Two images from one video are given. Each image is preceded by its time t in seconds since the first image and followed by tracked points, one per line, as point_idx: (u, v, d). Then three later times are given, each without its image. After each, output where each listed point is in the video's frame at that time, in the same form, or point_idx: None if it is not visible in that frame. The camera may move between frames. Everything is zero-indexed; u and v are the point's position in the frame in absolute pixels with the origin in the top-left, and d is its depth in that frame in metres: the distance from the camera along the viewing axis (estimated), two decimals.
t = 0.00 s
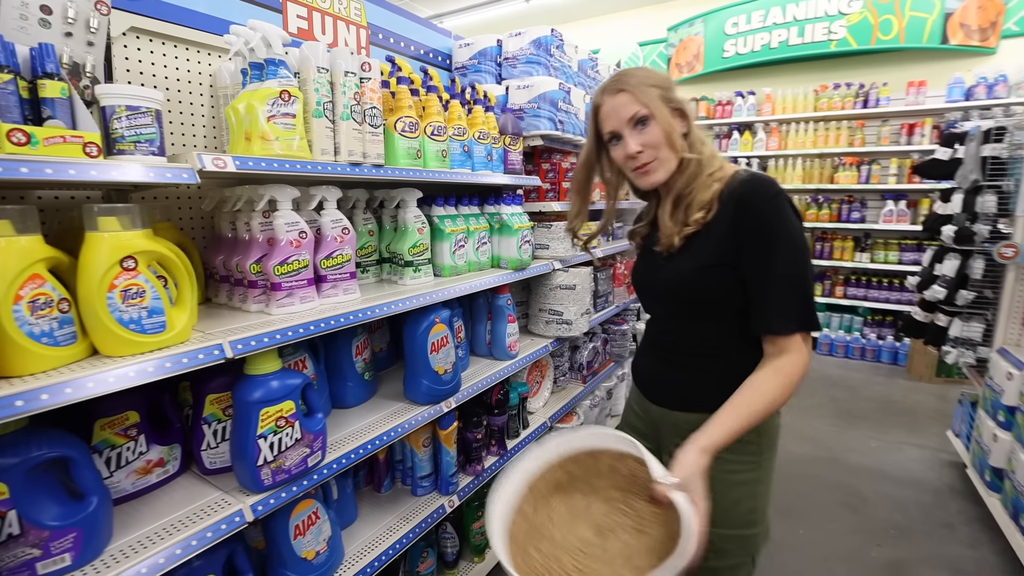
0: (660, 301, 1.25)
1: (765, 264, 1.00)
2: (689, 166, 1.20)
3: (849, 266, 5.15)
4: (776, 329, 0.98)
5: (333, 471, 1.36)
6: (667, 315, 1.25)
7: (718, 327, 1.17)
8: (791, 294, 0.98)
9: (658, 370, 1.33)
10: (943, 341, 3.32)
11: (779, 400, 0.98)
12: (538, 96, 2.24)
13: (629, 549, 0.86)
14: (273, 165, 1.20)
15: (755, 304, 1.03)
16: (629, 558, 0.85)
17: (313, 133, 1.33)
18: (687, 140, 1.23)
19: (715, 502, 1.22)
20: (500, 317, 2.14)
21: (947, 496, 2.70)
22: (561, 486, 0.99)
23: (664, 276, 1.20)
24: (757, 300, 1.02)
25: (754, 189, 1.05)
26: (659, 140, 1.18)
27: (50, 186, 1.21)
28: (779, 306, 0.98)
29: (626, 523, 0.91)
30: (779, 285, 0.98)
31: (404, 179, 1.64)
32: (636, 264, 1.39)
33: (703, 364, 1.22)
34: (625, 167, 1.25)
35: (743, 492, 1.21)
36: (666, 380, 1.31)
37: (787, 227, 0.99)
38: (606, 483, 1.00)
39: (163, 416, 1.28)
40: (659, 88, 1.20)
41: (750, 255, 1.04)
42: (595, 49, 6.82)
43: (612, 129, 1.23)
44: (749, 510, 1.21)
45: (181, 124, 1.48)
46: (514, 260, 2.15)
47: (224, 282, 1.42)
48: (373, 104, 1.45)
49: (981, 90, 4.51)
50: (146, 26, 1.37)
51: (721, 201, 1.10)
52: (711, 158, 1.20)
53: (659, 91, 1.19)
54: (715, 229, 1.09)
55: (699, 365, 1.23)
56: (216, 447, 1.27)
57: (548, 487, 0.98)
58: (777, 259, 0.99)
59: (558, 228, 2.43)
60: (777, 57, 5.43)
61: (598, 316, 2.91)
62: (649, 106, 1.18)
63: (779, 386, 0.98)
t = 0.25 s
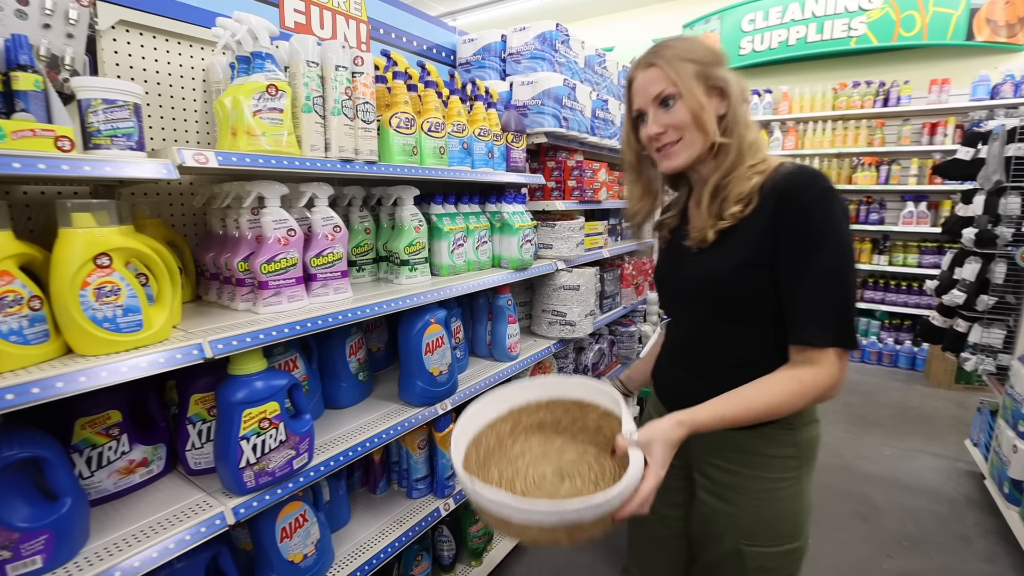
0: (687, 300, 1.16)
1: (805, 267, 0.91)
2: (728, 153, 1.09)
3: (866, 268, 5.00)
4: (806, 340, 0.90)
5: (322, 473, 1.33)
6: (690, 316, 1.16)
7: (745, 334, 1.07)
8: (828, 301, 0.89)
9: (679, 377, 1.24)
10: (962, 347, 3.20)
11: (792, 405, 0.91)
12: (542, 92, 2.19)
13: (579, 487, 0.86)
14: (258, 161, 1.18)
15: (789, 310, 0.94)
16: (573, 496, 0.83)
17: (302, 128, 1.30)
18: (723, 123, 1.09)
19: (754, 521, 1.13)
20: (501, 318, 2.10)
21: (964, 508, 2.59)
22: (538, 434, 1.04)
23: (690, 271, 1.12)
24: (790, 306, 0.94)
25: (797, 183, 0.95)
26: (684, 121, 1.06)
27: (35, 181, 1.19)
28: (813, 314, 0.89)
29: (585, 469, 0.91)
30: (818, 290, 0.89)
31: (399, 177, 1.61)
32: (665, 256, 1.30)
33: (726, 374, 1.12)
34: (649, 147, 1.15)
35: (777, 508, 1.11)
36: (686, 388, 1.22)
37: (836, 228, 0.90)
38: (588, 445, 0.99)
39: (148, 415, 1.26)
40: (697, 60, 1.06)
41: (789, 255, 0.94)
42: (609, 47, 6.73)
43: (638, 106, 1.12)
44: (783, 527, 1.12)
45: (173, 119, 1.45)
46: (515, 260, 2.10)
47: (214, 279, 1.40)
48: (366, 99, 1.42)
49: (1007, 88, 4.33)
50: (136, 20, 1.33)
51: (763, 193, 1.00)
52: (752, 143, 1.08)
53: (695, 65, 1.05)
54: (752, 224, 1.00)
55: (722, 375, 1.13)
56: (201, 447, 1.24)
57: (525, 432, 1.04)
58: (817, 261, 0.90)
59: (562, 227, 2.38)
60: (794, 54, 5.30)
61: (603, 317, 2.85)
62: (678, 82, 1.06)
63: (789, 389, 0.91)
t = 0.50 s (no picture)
0: (707, 304, 1.08)
1: (850, 282, 0.85)
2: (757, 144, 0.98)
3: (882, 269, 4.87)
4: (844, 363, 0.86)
5: (312, 471, 1.31)
6: (709, 320, 1.09)
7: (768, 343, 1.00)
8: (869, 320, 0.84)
9: (692, 381, 1.17)
10: (979, 352, 3.14)
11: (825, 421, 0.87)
12: (545, 88, 2.15)
13: (585, 463, 0.79)
14: (246, 155, 1.16)
15: (825, 327, 0.88)
16: (577, 470, 0.76)
17: (293, 122, 1.28)
18: (757, 104, 0.95)
19: (764, 531, 1.09)
20: (501, 316, 2.07)
21: (979, 516, 2.50)
22: (550, 400, 0.98)
23: (714, 274, 1.05)
24: (826, 323, 0.88)
25: (840, 187, 0.87)
26: (705, 103, 0.98)
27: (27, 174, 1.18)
28: (853, 334, 0.85)
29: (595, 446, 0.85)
30: (861, 308, 0.84)
31: (395, 172, 1.58)
32: (683, 253, 1.22)
33: (743, 381, 1.06)
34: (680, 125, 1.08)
35: (790, 520, 1.07)
36: (700, 393, 1.15)
37: (890, 240, 0.83)
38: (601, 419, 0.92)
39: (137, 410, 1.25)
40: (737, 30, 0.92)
41: (829, 267, 0.87)
42: (620, 43, 6.64)
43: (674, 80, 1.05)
44: (796, 540, 1.08)
45: (168, 113, 1.44)
46: (516, 257, 2.07)
47: (207, 274, 1.38)
48: (360, 93, 1.39)
49: None
50: (128, 13, 1.31)
51: (803, 195, 0.91)
52: (790, 135, 0.95)
53: (732, 38, 0.93)
54: (788, 230, 0.92)
55: (737, 382, 1.07)
56: (189, 444, 1.23)
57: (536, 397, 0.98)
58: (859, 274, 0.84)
59: (565, 224, 2.34)
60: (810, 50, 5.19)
61: (608, 317, 2.81)
62: (705, 60, 0.96)
63: (817, 403, 0.87)
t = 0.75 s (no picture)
0: (706, 306, 1.03)
1: (860, 305, 0.79)
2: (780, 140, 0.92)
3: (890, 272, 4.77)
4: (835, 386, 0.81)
5: (297, 473, 1.27)
6: (707, 323, 1.04)
7: (764, 351, 0.96)
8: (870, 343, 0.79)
9: (684, 384, 1.12)
10: (986, 356, 3.02)
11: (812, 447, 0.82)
12: (545, 86, 2.11)
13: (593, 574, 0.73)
14: (232, 150, 1.12)
15: (823, 342, 0.83)
16: None
17: (280, 117, 1.25)
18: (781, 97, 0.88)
19: (736, 533, 1.05)
20: (497, 317, 2.03)
21: (987, 525, 2.43)
22: (538, 473, 0.88)
23: (716, 274, 1.00)
24: (823, 338, 0.83)
25: (857, 201, 0.81)
26: (722, 96, 0.94)
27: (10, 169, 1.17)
28: (850, 354, 0.79)
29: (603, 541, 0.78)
30: (872, 330, 0.79)
31: (387, 169, 1.55)
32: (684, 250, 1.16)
33: (735, 389, 1.01)
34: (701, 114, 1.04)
35: (763, 524, 1.03)
36: (691, 398, 1.11)
37: (902, 264, 0.78)
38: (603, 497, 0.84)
39: (119, 410, 1.23)
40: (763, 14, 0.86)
41: (837, 284, 0.82)
42: (626, 45, 6.58)
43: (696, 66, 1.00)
44: (768, 545, 1.03)
45: (156, 108, 1.38)
46: (513, 257, 2.04)
47: (194, 272, 1.35)
48: (350, 89, 1.36)
49: None
50: (116, 7, 1.26)
51: (819, 204, 0.86)
52: (816, 130, 0.88)
53: (757, 23, 0.86)
54: (798, 238, 0.87)
55: (729, 388, 1.02)
56: (170, 444, 1.20)
57: (533, 475, 0.88)
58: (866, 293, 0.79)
59: (564, 224, 2.30)
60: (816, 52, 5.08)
61: (608, 318, 2.76)
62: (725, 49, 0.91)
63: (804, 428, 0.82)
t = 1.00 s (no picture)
0: (696, 310, 0.99)
1: (865, 310, 0.79)
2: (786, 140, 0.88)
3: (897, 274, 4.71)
4: (847, 390, 0.81)
5: (292, 476, 1.26)
6: (697, 326, 0.99)
7: (760, 354, 0.93)
8: (879, 345, 0.79)
9: (670, 389, 1.07)
10: (996, 361, 2.98)
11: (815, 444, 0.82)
12: (546, 85, 2.09)
13: (574, 530, 0.71)
14: (224, 149, 1.11)
15: (829, 346, 0.82)
16: (571, 538, 0.69)
17: (275, 116, 1.24)
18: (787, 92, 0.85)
19: (729, 535, 1.03)
20: (497, 320, 2.00)
21: (994, 532, 2.39)
22: (533, 430, 0.88)
23: (711, 277, 0.95)
24: (831, 341, 0.82)
25: (863, 206, 0.81)
26: (723, 83, 0.90)
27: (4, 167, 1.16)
28: (861, 357, 0.79)
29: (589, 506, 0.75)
30: (875, 334, 0.79)
31: (384, 169, 1.54)
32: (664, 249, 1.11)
33: (729, 392, 0.98)
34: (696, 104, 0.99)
35: (762, 531, 1.01)
36: (678, 401, 1.06)
37: (898, 267, 0.80)
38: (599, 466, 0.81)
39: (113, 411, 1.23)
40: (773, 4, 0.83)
41: (846, 288, 0.80)
42: (632, 45, 6.53)
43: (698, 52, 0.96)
44: (766, 553, 1.02)
45: (153, 107, 1.38)
46: (513, 258, 2.02)
47: (190, 272, 1.34)
48: (347, 88, 1.35)
49: None
50: (112, 5, 1.26)
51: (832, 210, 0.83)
52: (831, 136, 0.85)
53: (768, 14, 0.83)
54: (809, 243, 0.84)
55: (723, 392, 0.98)
56: (162, 446, 1.19)
57: (531, 428, 0.88)
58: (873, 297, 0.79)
59: (565, 225, 2.28)
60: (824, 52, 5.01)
61: (610, 320, 2.74)
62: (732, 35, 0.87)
63: (805, 426, 0.81)
